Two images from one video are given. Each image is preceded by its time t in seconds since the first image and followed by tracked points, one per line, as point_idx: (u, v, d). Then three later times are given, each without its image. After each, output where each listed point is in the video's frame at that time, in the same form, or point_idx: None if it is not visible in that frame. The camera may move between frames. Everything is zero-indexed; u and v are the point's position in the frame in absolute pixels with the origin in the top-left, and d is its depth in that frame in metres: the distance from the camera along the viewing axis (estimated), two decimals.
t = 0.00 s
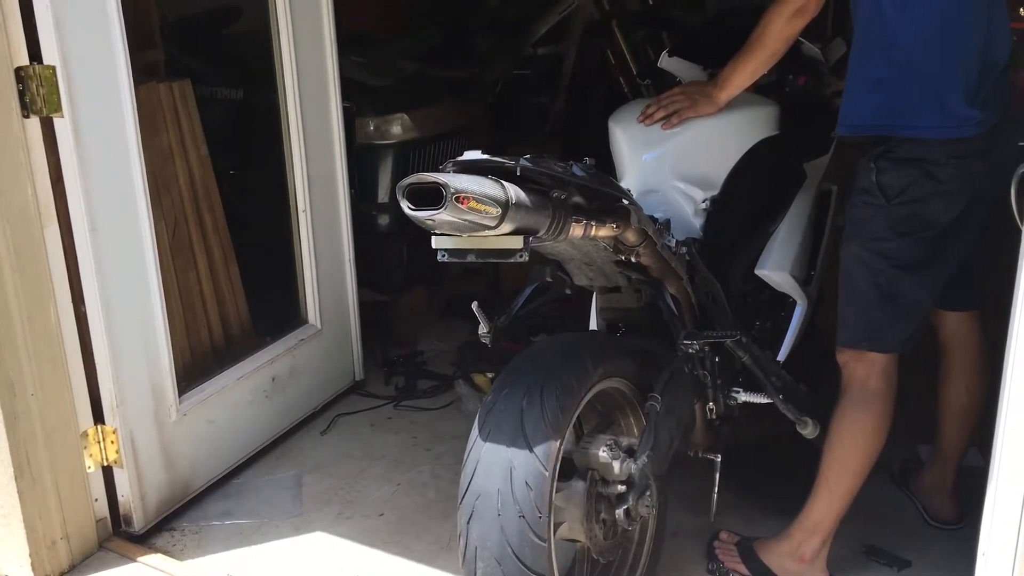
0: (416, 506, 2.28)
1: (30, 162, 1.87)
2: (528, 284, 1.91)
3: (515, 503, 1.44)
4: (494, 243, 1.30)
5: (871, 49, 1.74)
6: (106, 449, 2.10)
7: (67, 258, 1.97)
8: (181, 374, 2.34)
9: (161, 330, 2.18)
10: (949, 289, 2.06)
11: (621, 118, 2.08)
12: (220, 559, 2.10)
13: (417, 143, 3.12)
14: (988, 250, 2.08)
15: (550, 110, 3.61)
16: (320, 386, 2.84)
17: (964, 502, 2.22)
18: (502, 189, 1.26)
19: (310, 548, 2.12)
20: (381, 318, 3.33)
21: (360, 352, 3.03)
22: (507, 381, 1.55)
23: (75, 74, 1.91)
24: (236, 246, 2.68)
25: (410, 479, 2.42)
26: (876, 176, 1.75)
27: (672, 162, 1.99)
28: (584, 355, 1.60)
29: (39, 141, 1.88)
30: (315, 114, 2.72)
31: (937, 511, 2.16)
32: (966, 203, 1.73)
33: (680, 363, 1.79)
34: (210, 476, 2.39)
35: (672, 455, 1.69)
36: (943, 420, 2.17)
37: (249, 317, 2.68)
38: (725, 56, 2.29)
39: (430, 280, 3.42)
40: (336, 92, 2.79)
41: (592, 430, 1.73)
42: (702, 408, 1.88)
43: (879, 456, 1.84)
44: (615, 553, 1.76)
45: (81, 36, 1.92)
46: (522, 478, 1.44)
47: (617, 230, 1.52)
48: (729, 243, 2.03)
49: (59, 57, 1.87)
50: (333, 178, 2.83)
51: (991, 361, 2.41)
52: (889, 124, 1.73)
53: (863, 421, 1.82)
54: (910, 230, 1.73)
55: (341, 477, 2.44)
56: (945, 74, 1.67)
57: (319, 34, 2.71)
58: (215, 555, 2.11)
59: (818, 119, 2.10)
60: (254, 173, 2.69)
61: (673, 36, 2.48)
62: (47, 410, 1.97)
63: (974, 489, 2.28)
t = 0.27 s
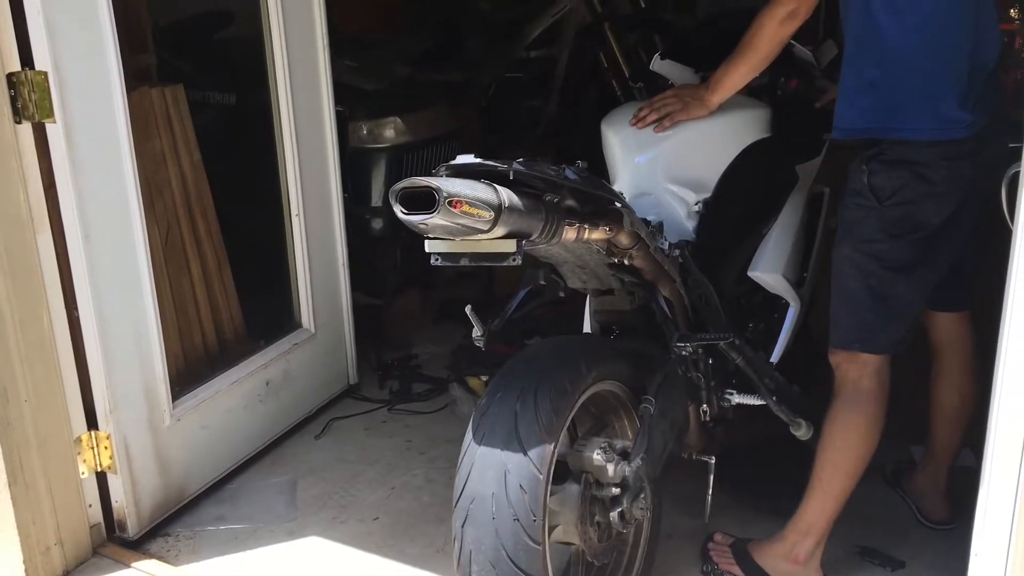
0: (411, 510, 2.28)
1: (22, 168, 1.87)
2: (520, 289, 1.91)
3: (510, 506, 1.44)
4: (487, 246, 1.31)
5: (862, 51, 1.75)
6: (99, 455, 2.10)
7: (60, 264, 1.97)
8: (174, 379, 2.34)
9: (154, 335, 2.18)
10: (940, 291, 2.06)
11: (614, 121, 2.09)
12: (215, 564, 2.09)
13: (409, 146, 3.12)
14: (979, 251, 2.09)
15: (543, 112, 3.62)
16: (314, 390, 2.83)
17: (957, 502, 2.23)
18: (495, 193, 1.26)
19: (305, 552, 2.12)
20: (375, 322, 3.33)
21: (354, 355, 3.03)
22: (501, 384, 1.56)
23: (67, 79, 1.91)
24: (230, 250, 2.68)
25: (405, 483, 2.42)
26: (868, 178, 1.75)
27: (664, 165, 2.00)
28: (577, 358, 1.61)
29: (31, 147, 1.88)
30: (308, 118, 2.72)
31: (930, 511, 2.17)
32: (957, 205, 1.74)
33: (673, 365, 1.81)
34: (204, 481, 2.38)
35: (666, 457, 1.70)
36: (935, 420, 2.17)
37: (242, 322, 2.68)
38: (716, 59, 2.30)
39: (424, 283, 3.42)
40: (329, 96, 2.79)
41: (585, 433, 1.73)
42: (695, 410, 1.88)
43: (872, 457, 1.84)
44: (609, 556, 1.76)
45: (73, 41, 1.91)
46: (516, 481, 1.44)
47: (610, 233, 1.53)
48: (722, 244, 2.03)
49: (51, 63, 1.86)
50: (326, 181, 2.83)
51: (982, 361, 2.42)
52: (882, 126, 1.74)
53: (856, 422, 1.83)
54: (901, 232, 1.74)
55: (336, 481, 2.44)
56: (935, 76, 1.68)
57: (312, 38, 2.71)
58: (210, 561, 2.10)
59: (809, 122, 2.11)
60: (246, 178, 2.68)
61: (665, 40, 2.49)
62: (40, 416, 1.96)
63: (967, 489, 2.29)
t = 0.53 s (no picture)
0: (405, 511, 2.28)
1: (12, 171, 1.86)
2: (514, 290, 1.88)
3: (504, 507, 1.44)
4: (479, 247, 1.30)
5: (853, 49, 1.75)
6: (92, 459, 2.08)
7: (51, 267, 1.96)
8: (167, 382, 2.33)
9: (146, 338, 2.17)
10: (932, 288, 2.07)
11: (606, 121, 2.09)
12: (209, 567, 2.08)
13: (402, 148, 3.10)
14: (970, 248, 2.10)
15: (535, 112, 3.62)
16: (308, 393, 2.83)
17: (950, 499, 2.24)
18: (486, 193, 1.26)
19: (300, 555, 2.11)
20: (368, 323, 3.33)
21: (348, 357, 3.02)
22: (495, 385, 1.55)
23: (57, 82, 1.90)
24: (222, 253, 2.67)
25: (399, 485, 2.41)
26: (859, 176, 1.76)
27: (655, 164, 2.00)
28: (571, 358, 1.60)
29: (21, 150, 1.87)
30: (299, 119, 2.72)
31: (924, 508, 2.17)
32: (948, 202, 1.74)
33: (666, 365, 1.81)
34: (198, 484, 2.37)
35: (660, 456, 1.70)
36: (928, 417, 2.18)
37: (235, 324, 2.67)
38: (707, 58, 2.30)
39: (417, 284, 3.42)
40: (321, 97, 2.78)
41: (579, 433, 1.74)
42: (689, 409, 1.88)
43: (865, 455, 1.85)
44: (604, 555, 1.76)
45: (62, 44, 1.90)
46: (510, 481, 1.44)
47: (602, 233, 1.52)
48: (715, 243, 2.03)
49: (41, 66, 1.85)
50: (318, 183, 2.82)
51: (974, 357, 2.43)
52: (873, 123, 1.74)
53: (849, 420, 1.83)
54: (893, 230, 1.74)
55: (330, 484, 2.43)
56: (926, 74, 1.68)
57: (303, 39, 2.71)
58: (204, 564, 2.10)
59: (800, 120, 2.12)
60: (238, 180, 2.68)
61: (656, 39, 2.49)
62: (32, 421, 1.95)
63: (960, 485, 2.30)
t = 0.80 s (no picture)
0: (403, 509, 2.27)
1: (5, 169, 1.85)
2: (511, 286, 1.93)
3: (500, 505, 1.43)
4: (474, 244, 1.30)
5: (850, 44, 1.74)
6: (88, 458, 2.08)
7: (45, 265, 1.95)
8: (163, 380, 2.33)
9: (142, 336, 2.16)
10: (930, 284, 2.07)
11: (602, 117, 2.08)
12: (207, 565, 2.08)
13: (399, 144, 3.08)
14: (967, 244, 2.09)
15: (532, 109, 3.62)
16: (305, 390, 2.82)
17: (948, 495, 2.23)
18: (481, 190, 1.25)
19: (297, 553, 2.11)
20: (365, 321, 3.33)
21: (345, 355, 3.01)
22: (491, 382, 1.55)
23: (50, 79, 1.89)
24: (218, 251, 2.66)
25: (396, 482, 2.41)
26: (856, 172, 1.75)
27: (652, 161, 1.99)
28: (567, 355, 1.60)
29: (14, 148, 1.86)
30: (295, 116, 2.71)
31: (922, 505, 2.17)
32: (946, 197, 1.74)
33: (662, 361, 1.82)
34: (194, 482, 2.37)
35: (657, 454, 1.70)
36: (926, 413, 2.18)
37: (231, 323, 2.66)
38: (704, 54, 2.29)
39: (414, 282, 3.41)
40: (317, 94, 2.77)
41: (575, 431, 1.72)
42: (686, 406, 1.88)
43: (862, 451, 1.84)
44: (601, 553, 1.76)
45: (56, 40, 1.89)
46: (507, 479, 1.43)
47: (598, 229, 1.52)
48: (712, 239, 2.04)
49: (34, 63, 1.85)
50: (314, 179, 2.81)
51: (972, 353, 2.43)
52: (871, 119, 1.73)
53: (847, 417, 1.83)
54: (890, 225, 1.73)
55: (327, 482, 2.43)
56: (923, 69, 1.67)
57: (298, 36, 2.70)
58: (201, 563, 2.09)
59: (797, 118, 2.12)
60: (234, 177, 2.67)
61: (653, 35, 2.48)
62: (27, 420, 1.95)
63: (958, 481, 2.30)
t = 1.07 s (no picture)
0: (409, 505, 2.27)
1: (15, 163, 1.85)
2: (519, 283, 1.91)
3: (508, 502, 1.43)
4: (483, 241, 1.29)
5: (861, 42, 1.73)
6: (96, 452, 2.08)
7: (54, 260, 1.95)
8: (171, 375, 2.33)
9: (150, 332, 2.16)
10: (941, 283, 2.05)
11: (612, 114, 2.07)
12: (213, 561, 2.08)
13: (407, 141, 3.09)
14: (978, 243, 2.08)
15: (541, 106, 3.62)
16: (311, 386, 2.82)
17: (957, 496, 2.22)
18: (490, 187, 1.25)
19: (303, 548, 2.11)
20: (373, 317, 3.33)
21: (352, 351, 3.01)
22: (499, 380, 1.54)
23: (60, 74, 1.89)
24: (226, 246, 2.66)
25: (403, 479, 2.41)
26: (867, 170, 1.74)
27: (662, 158, 1.98)
28: (576, 353, 1.59)
29: (24, 142, 1.86)
30: (304, 112, 2.70)
31: (931, 505, 2.16)
32: (957, 196, 1.73)
33: (671, 360, 1.80)
34: (202, 478, 2.37)
35: (665, 452, 1.69)
36: (936, 413, 2.17)
37: (239, 318, 2.66)
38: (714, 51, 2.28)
39: (422, 278, 3.41)
40: (326, 89, 2.77)
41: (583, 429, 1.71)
42: (694, 404, 1.87)
43: (871, 451, 1.83)
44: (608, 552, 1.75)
45: (65, 35, 1.89)
46: (515, 477, 1.43)
47: (607, 227, 1.51)
48: (722, 237, 2.03)
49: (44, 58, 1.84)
50: (322, 175, 2.81)
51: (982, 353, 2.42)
52: (879, 117, 1.71)
53: (856, 417, 1.82)
54: (901, 224, 1.72)
55: (334, 478, 2.43)
56: (934, 67, 1.66)
57: (307, 32, 2.69)
58: (208, 557, 2.09)
59: (807, 116, 2.11)
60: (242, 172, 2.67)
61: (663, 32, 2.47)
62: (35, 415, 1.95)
63: (967, 482, 2.28)
